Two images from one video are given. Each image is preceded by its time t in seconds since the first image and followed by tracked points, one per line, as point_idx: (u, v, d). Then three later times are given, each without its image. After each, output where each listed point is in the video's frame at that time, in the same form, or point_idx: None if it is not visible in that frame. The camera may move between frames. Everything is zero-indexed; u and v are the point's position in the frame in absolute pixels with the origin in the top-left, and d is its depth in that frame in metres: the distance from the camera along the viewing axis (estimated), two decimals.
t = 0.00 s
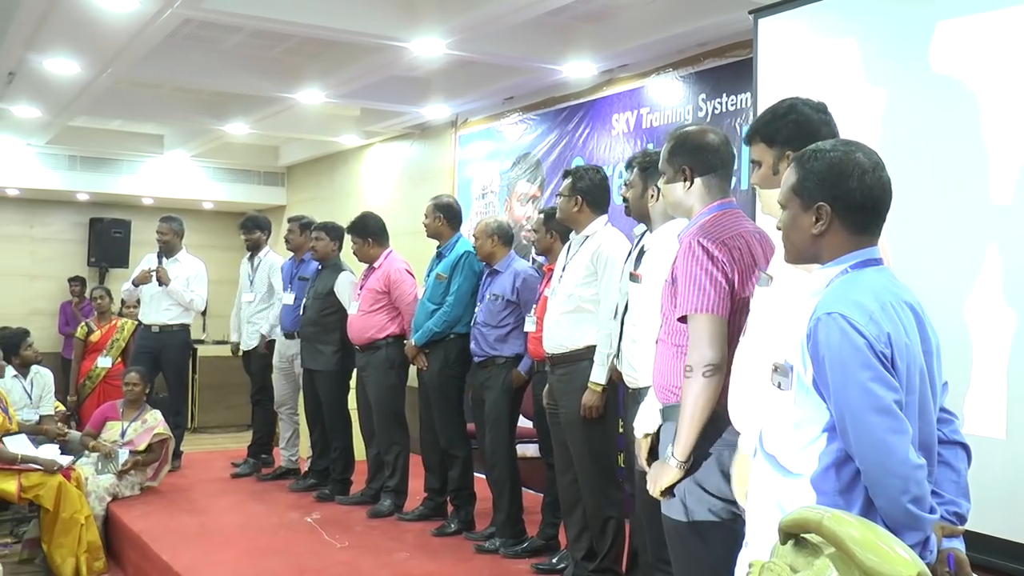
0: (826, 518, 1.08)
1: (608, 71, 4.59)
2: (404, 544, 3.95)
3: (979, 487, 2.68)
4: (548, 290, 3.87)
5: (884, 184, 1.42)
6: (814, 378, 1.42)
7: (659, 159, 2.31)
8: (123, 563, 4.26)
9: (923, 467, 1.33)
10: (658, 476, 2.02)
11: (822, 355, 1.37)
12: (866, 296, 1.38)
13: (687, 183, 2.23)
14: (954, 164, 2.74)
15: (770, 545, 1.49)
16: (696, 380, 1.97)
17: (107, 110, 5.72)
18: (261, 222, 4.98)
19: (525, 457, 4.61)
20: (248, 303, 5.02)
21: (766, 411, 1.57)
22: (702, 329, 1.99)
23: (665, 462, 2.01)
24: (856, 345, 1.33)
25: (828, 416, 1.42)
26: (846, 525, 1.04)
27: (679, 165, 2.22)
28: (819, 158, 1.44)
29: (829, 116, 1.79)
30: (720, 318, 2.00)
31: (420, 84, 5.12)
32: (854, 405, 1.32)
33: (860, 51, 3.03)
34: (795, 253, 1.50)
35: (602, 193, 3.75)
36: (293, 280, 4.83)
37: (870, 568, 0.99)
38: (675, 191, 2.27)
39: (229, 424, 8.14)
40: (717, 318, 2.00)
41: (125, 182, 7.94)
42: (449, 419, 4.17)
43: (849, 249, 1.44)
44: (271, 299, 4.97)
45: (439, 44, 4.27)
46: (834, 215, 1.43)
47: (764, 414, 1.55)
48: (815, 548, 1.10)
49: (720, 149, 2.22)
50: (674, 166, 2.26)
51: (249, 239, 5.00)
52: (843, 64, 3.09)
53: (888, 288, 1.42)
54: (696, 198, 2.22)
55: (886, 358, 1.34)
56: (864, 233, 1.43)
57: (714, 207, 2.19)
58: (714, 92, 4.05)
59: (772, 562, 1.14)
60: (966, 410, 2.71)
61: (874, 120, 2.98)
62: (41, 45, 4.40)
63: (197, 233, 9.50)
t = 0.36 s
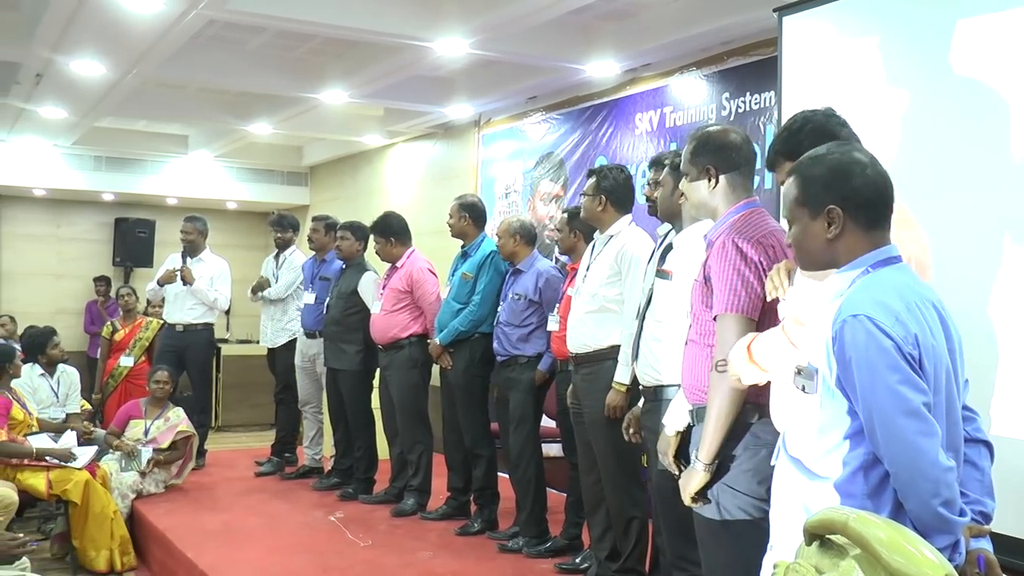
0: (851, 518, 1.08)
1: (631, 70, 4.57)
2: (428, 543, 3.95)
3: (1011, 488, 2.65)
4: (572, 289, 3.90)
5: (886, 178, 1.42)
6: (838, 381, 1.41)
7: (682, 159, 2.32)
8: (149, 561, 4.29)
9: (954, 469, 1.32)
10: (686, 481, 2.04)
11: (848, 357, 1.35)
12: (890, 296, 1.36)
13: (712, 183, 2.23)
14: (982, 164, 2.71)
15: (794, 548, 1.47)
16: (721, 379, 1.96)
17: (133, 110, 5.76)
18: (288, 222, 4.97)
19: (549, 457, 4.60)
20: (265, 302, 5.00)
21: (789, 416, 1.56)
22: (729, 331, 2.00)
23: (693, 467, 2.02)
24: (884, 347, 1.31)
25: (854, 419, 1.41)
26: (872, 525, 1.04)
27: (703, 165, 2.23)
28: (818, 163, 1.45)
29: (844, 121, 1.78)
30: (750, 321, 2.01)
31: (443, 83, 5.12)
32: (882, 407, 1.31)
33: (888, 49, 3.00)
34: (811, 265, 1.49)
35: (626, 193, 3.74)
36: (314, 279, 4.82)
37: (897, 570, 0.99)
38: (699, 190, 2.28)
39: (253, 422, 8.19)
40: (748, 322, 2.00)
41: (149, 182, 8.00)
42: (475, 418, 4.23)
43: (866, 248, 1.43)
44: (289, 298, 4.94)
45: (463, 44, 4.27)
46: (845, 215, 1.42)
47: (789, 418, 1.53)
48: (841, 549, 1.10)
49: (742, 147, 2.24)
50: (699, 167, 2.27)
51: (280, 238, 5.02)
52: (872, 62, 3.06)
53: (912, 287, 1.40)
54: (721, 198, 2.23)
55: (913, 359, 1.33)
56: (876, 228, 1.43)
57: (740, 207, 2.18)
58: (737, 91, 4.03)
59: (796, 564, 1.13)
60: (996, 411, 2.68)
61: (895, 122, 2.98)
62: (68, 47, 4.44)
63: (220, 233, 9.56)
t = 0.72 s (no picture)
0: (879, 521, 1.08)
1: (654, 69, 4.56)
2: (451, 543, 3.96)
3: None
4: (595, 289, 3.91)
5: (802, 210, 1.55)
6: (857, 399, 1.40)
7: (710, 160, 2.36)
8: (173, 559, 4.32)
9: (991, 469, 1.31)
10: (732, 480, 2.04)
11: (862, 374, 1.35)
12: (891, 306, 1.37)
13: (742, 183, 2.28)
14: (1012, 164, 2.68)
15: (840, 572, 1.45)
16: (766, 377, 1.99)
17: (158, 111, 5.80)
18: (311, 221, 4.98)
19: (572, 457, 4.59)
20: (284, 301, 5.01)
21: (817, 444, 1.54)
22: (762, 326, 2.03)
23: (738, 465, 2.04)
24: (897, 359, 1.31)
25: (880, 436, 1.40)
26: (900, 530, 1.05)
27: (733, 166, 2.28)
28: (749, 235, 1.53)
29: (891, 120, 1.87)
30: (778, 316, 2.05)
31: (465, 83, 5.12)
32: (907, 419, 1.30)
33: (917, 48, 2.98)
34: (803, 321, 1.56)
35: (650, 193, 3.74)
36: (334, 279, 4.79)
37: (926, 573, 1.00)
38: (728, 191, 2.33)
39: (275, 422, 8.23)
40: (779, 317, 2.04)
41: (172, 183, 8.06)
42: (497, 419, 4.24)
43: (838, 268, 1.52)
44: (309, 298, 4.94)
45: (486, 44, 4.28)
46: (807, 252, 1.51)
47: (823, 462, 1.53)
48: (867, 551, 1.10)
49: (771, 149, 2.29)
50: (729, 167, 2.31)
51: (303, 237, 5.03)
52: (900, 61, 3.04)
53: (910, 292, 1.41)
54: (750, 201, 2.28)
55: (928, 364, 1.33)
56: (828, 244, 1.53)
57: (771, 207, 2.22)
58: (761, 90, 4.02)
59: (822, 565, 1.14)
60: None
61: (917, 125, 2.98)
62: (94, 50, 4.48)
63: (243, 233, 9.61)
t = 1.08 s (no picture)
0: (919, 523, 1.05)
1: (688, 68, 4.54)
2: (484, 542, 3.96)
3: None
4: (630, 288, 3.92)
5: (804, 232, 1.55)
6: (885, 423, 1.36)
7: (753, 162, 2.38)
8: (209, 557, 4.35)
9: None
10: (778, 475, 2.04)
11: (884, 399, 1.32)
12: (905, 323, 1.34)
13: (788, 188, 2.31)
14: None
15: None
16: (809, 376, 1.96)
17: (194, 113, 5.85)
18: (345, 221, 4.99)
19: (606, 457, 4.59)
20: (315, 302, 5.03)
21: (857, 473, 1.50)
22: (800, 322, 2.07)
23: (785, 460, 2.03)
24: (917, 381, 1.27)
25: (913, 457, 1.35)
26: (942, 532, 1.01)
27: (780, 172, 2.31)
28: (757, 262, 1.52)
29: (968, 116, 1.86)
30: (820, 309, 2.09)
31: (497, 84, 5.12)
32: (938, 439, 1.26)
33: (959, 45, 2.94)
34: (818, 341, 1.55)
35: (684, 192, 3.72)
36: (366, 279, 4.80)
37: None
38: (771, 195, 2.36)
39: (309, 421, 8.29)
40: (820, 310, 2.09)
41: (206, 184, 8.13)
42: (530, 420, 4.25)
43: (852, 286, 1.50)
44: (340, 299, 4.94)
45: (519, 44, 4.28)
46: (817, 273, 1.50)
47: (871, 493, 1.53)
48: (907, 554, 1.08)
49: (811, 153, 2.34)
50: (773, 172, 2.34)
51: (336, 238, 5.02)
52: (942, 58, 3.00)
53: (924, 303, 1.37)
54: (793, 206, 2.31)
55: (951, 379, 1.28)
56: (836, 265, 1.53)
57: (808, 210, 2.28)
58: (795, 89, 3.99)
59: (863, 569, 1.13)
60: None
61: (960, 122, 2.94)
62: (131, 52, 4.54)
63: (277, 233, 9.69)
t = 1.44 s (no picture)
0: (982, 532, 1.02)
1: (737, 63, 4.44)
2: (529, 547, 3.89)
3: None
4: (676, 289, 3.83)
5: (844, 247, 1.50)
6: (935, 436, 1.31)
7: (811, 153, 2.29)
8: (251, 558, 4.33)
9: None
10: (819, 482, 1.98)
11: (933, 415, 1.26)
12: (951, 333, 1.27)
13: (846, 181, 2.22)
14: None
15: None
16: (853, 380, 1.92)
17: (236, 111, 5.84)
18: (391, 221, 4.93)
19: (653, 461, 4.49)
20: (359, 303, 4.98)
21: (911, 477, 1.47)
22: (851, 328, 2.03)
23: (826, 467, 1.98)
24: (964, 398, 1.21)
25: (967, 468, 1.30)
26: (1004, 540, 0.99)
27: (841, 166, 2.21)
28: (798, 290, 1.49)
29: None
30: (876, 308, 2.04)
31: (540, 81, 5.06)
32: (989, 456, 1.21)
33: None
34: (865, 354, 1.51)
35: (734, 191, 3.63)
36: (408, 278, 4.76)
37: None
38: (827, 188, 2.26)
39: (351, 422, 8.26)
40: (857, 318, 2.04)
41: (246, 183, 8.13)
42: (575, 423, 4.18)
43: (897, 300, 1.47)
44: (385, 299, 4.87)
45: (565, 40, 4.21)
46: (860, 296, 1.47)
47: (927, 504, 1.42)
48: (969, 564, 1.05)
49: (873, 147, 2.25)
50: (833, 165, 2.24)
51: (378, 237, 4.97)
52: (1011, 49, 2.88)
53: (975, 307, 1.30)
54: (850, 200, 2.22)
55: (1002, 392, 1.22)
56: (878, 280, 1.49)
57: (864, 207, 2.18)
58: (848, 84, 3.88)
59: None
60: None
61: None
62: (174, 52, 4.52)
63: (318, 232, 9.68)
